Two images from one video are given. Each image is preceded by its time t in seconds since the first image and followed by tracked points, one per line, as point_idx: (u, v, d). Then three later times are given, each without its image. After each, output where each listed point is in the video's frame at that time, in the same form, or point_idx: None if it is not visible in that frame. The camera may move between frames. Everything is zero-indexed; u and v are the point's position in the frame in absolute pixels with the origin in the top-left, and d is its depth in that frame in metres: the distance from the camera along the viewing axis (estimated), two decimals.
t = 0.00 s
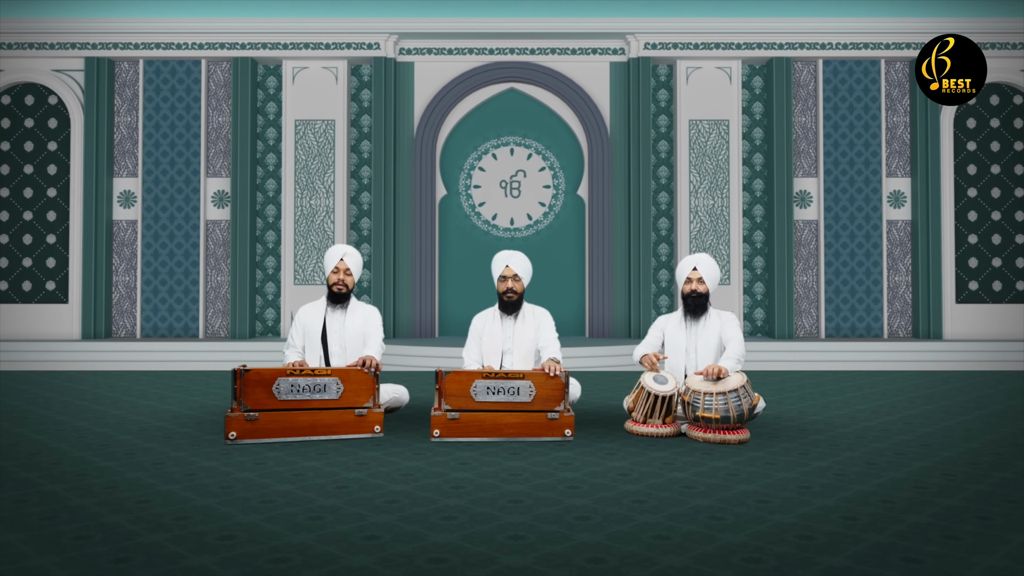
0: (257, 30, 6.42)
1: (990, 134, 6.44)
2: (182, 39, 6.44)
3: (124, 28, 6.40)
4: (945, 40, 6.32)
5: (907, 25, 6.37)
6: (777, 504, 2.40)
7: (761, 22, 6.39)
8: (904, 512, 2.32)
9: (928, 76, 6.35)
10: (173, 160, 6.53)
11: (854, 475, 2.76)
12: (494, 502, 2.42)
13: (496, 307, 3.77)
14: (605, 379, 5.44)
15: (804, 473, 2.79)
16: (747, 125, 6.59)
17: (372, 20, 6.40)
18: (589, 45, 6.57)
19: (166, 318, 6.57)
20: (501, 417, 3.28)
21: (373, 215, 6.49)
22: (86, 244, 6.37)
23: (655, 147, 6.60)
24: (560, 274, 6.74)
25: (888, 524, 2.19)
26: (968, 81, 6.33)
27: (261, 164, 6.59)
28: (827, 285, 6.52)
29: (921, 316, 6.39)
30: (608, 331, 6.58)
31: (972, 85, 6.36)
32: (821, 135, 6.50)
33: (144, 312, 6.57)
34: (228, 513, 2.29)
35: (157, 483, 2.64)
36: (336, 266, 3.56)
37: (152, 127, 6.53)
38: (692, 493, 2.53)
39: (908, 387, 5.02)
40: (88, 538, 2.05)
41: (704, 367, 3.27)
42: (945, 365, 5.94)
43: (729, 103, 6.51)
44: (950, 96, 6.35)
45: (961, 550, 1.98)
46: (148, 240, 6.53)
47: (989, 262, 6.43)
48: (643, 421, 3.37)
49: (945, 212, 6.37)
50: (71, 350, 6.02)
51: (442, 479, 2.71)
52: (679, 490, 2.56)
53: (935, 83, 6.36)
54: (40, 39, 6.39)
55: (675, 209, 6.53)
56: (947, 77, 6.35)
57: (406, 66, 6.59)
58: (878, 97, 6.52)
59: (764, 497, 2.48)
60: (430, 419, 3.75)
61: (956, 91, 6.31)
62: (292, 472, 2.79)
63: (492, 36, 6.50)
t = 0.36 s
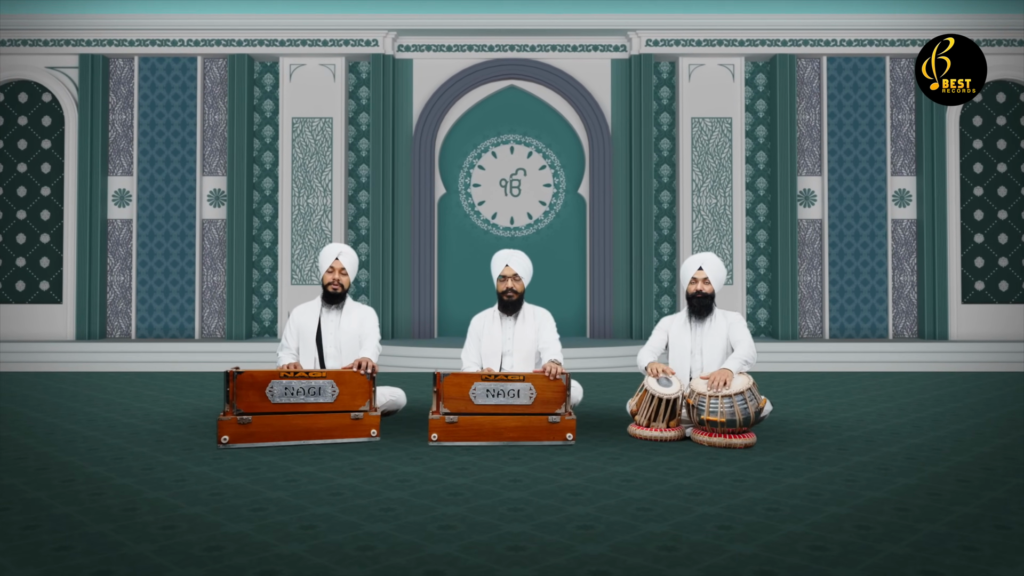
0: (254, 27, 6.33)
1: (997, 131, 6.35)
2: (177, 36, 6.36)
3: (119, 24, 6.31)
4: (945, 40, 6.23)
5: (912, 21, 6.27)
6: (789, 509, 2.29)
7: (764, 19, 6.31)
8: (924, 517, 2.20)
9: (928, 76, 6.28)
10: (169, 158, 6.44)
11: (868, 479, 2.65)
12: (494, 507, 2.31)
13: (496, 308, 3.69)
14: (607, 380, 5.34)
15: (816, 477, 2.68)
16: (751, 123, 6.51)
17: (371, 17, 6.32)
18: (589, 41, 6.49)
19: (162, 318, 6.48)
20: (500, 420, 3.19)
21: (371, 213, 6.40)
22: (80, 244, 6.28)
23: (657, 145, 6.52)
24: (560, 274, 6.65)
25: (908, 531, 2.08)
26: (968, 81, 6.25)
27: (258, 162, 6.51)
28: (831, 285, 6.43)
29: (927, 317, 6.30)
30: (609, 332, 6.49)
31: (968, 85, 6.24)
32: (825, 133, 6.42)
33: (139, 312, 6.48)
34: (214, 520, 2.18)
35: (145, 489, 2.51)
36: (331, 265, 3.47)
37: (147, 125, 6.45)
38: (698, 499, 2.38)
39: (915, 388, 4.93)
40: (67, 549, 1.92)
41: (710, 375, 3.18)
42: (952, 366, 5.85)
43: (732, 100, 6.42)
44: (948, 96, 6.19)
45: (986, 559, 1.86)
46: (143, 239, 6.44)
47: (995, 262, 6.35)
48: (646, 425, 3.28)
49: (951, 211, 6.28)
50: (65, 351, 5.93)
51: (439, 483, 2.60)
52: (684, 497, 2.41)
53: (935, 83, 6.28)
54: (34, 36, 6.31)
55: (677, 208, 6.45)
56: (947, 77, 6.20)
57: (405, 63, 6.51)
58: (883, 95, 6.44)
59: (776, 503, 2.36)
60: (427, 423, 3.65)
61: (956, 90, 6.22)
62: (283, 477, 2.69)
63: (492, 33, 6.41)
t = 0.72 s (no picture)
0: (251, 23, 6.25)
1: (1004, 129, 6.26)
2: (173, 32, 6.28)
3: (114, 21, 6.23)
4: (945, 39, 6.17)
5: (917, 17, 6.19)
6: (800, 517, 2.20)
7: (768, 15, 6.22)
8: (939, 526, 2.11)
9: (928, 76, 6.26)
10: (164, 156, 6.36)
11: (880, 485, 2.56)
12: (493, 515, 2.22)
13: (496, 308, 3.61)
14: (609, 381, 5.25)
15: (826, 483, 2.59)
16: (754, 121, 6.43)
17: (369, 13, 6.24)
18: (590, 38, 6.41)
19: (157, 319, 6.40)
20: (500, 424, 3.11)
21: (369, 213, 6.32)
22: (74, 243, 6.20)
23: (659, 143, 6.44)
24: (561, 274, 6.57)
25: (925, 542, 1.99)
26: (969, 81, 6.15)
27: (254, 161, 6.43)
28: (835, 285, 6.35)
29: (932, 317, 6.22)
30: (610, 332, 6.41)
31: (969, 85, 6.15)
32: (829, 131, 6.34)
33: (134, 312, 6.40)
34: (202, 529, 2.10)
35: (134, 496, 2.43)
36: (326, 264, 3.39)
37: (142, 123, 6.36)
38: (705, 507, 2.29)
39: (923, 389, 4.84)
40: (49, 561, 1.84)
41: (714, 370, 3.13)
42: (957, 367, 5.77)
43: (735, 98, 6.33)
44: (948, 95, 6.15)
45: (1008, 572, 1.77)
46: (138, 238, 6.36)
47: (1002, 261, 6.26)
48: (650, 428, 3.20)
49: (957, 210, 6.20)
50: (59, 352, 5.85)
51: (436, 490, 2.51)
52: (691, 505, 2.32)
53: (935, 83, 6.24)
54: (28, 32, 6.23)
55: (680, 207, 6.37)
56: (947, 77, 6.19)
57: (403, 60, 6.43)
58: (888, 92, 6.36)
59: (785, 510, 2.27)
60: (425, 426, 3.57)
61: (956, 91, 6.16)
62: (276, 483, 2.60)
63: (492, 29, 6.33)
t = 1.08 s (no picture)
0: (247, 20, 6.18)
1: (1010, 127, 6.18)
2: (169, 29, 6.20)
3: (108, 17, 6.15)
4: (945, 39, 6.11)
5: (922, 14, 6.11)
6: (810, 526, 2.12)
7: (771, 11, 6.14)
8: (956, 536, 2.03)
9: (928, 76, 6.21)
10: (159, 155, 6.28)
11: (892, 491, 2.48)
12: (492, 524, 2.13)
13: (496, 309, 3.53)
14: (610, 383, 5.17)
15: (836, 489, 2.51)
16: (757, 118, 6.35)
17: (367, 9, 6.16)
18: (592, 35, 6.33)
19: (153, 319, 6.32)
20: (500, 427, 3.03)
21: (367, 212, 6.24)
22: (69, 242, 6.12)
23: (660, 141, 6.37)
24: (562, 274, 6.49)
25: (941, 552, 1.91)
26: (968, 81, 6.10)
27: (251, 159, 6.35)
28: (839, 285, 6.27)
29: (937, 318, 6.14)
30: (611, 332, 6.34)
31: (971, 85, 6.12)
32: (833, 129, 6.25)
33: (130, 312, 6.32)
34: (190, 539, 2.02)
35: (121, 503, 2.34)
36: (320, 263, 3.31)
37: (138, 121, 6.28)
38: (712, 515, 2.21)
39: (929, 390, 4.76)
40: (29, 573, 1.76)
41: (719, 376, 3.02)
42: (964, 367, 5.69)
43: (738, 95, 6.26)
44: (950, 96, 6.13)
45: None
46: (133, 238, 6.28)
47: (1008, 261, 6.18)
48: (653, 432, 3.12)
49: (963, 208, 6.12)
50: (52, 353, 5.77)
51: (434, 497, 2.43)
52: (697, 512, 2.24)
53: (935, 83, 6.19)
54: (21, 29, 6.15)
55: (682, 206, 6.29)
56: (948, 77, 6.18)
57: (402, 57, 6.35)
58: (893, 90, 6.27)
59: (795, 518, 2.19)
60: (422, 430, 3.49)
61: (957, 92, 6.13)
62: (268, 489, 2.52)
63: (492, 26, 6.25)
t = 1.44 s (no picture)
0: (244, 17, 6.10)
1: (1017, 125, 6.10)
2: (165, 26, 6.12)
3: (103, 14, 6.07)
4: (945, 39, 6.06)
5: (926, 11, 6.04)
6: (821, 535, 2.04)
7: (774, 8, 6.07)
8: (974, 546, 1.95)
9: (928, 76, 6.16)
10: (155, 153, 6.21)
11: (904, 498, 2.40)
12: (491, 533, 2.06)
13: (496, 309, 3.45)
14: (611, 385, 5.10)
15: (846, 495, 2.44)
16: (760, 116, 6.27)
17: (365, 6, 6.09)
18: (593, 32, 6.26)
19: (148, 320, 6.24)
20: (500, 431, 2.95)
21: (366, 211, 6.17)
22: (63, 242, 6.04)
23: (662, 140, 6.29)
24: (562, 274, 6.41)
25: (959, 563, 1.83)
26: (969, 81, 6.05)
27: (248, 157, 6.28)
28: (843, 285, 6.20)
29: (943, 319, 6.06)
30: (613, 333, 6.27)
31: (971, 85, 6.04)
32: (837, 127, 6.18)
33: (125, 313, 6.24)
34: (177, 548, 1.94)
35: (108, 510, 2.27)
36: (316, 263, 3.23)
37: (133, 119, 6.21)
38: (719, 524, 2.13)
39: (937, 392, 4.68)
40: None
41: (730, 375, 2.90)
42: (969, 368, 5.61)
43: (741, 93, 6.17)
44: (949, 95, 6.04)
45: None
46: (129, 237, 6.21)
47: (1015, 261, 6.11)
48: (657, 436, 3.05)
49: (969, 207, 6.04)
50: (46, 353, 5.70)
51: (431, 503, 2.35)
52: (704, 520, 2.16)
53: (935, 83, 6.14)
54: (15, 26, 6.08)
55: (684, 205, 6.21)
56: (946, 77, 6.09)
57: (400, 54, 6.28)
58: (898, 87, 6.20)
59: (805, 526, 2.12)
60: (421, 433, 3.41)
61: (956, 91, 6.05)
62: (261, 495, 2.45)
63: (491, 23, 6.18)
